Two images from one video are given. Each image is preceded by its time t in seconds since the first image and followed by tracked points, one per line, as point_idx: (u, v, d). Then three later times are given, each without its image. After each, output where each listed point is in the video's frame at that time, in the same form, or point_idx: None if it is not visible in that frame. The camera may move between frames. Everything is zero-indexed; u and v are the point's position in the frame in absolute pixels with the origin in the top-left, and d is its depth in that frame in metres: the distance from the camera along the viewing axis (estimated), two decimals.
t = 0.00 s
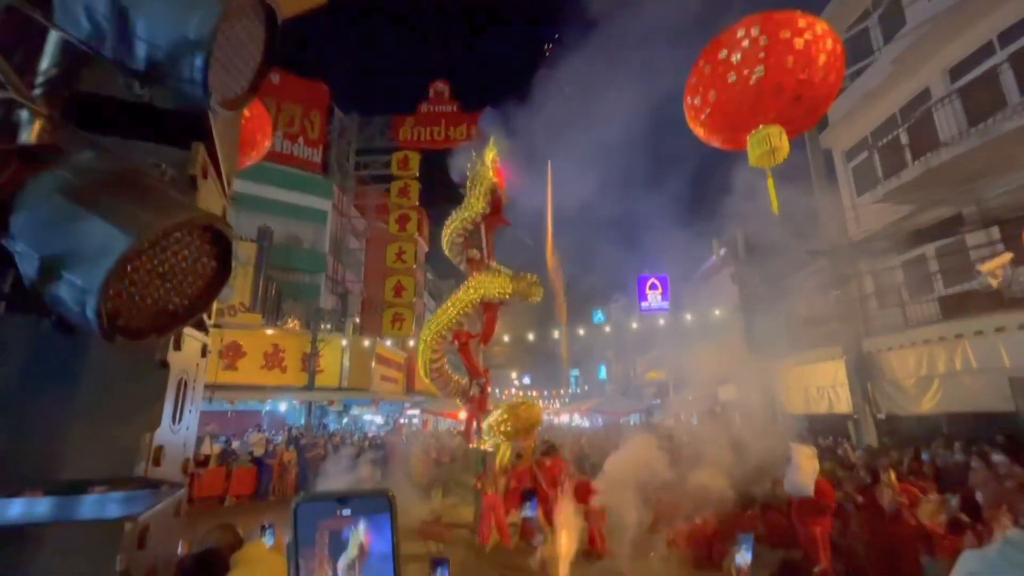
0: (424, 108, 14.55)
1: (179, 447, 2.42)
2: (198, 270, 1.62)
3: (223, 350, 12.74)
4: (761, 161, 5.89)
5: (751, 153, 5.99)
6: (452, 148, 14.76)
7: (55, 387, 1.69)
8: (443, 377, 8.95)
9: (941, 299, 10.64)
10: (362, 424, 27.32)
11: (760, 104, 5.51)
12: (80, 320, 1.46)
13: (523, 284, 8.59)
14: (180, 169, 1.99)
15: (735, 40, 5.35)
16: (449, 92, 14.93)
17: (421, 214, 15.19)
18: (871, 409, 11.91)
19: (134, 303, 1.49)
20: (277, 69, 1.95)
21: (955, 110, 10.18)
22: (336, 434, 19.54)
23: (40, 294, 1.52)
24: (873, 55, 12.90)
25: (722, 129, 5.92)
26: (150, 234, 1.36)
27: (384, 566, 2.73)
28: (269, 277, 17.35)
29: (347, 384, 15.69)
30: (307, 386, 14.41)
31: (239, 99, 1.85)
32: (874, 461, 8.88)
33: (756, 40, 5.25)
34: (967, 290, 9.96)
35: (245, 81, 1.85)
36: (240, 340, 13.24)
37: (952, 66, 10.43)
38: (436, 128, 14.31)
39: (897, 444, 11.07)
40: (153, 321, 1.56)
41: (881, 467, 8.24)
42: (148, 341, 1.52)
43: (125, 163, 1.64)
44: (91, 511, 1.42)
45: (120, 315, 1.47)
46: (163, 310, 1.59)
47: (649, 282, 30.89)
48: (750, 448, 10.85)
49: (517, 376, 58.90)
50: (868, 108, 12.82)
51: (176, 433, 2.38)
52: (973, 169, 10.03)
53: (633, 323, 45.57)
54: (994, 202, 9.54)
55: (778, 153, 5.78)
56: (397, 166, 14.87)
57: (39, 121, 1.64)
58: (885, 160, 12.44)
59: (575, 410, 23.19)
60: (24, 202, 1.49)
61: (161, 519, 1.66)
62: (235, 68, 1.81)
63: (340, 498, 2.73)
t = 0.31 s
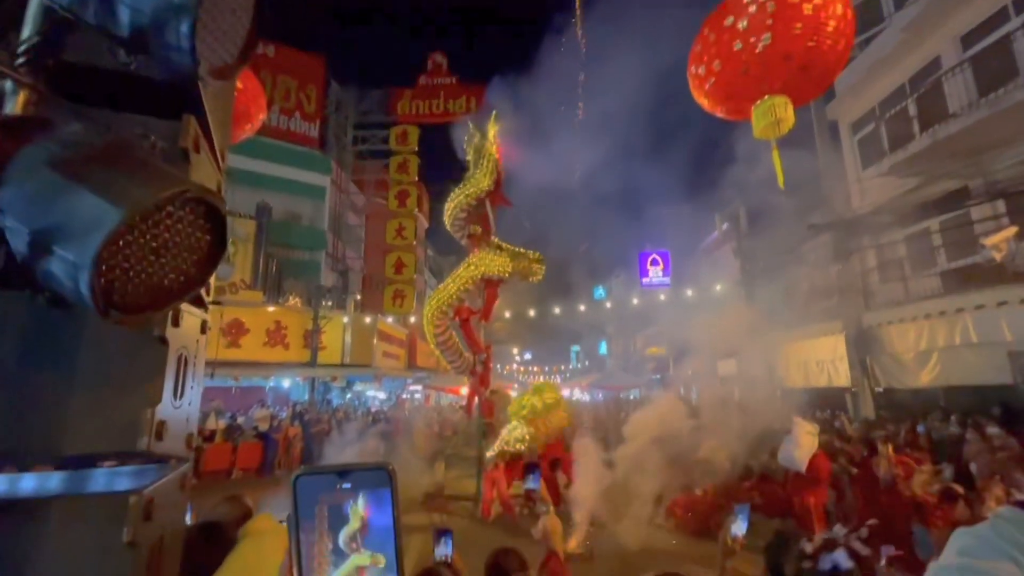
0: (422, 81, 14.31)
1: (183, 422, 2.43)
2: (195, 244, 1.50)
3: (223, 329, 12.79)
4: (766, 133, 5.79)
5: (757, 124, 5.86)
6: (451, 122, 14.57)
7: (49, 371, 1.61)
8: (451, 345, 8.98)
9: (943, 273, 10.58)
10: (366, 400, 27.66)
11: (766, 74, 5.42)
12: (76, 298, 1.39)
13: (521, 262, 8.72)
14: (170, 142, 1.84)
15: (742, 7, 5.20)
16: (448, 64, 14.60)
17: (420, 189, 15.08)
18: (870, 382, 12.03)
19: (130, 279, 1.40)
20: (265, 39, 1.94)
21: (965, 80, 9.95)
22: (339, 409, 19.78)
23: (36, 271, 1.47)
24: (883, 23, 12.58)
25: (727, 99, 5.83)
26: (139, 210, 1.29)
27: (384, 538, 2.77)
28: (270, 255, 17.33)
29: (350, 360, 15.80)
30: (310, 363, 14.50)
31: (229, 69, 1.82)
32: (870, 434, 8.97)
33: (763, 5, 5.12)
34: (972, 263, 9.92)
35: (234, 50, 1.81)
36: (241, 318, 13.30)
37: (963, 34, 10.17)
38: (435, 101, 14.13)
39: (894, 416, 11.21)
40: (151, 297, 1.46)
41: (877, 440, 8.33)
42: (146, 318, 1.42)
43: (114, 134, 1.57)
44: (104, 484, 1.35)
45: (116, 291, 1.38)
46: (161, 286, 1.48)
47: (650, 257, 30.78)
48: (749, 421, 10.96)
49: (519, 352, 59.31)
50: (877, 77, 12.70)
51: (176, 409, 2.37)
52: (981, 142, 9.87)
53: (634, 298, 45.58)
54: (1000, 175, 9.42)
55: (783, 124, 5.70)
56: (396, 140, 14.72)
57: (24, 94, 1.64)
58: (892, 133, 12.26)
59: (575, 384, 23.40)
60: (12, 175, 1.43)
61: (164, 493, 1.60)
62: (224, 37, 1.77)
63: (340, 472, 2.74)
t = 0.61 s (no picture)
0: (422, 60, 14.13)
1: (185, 404, 2.43)
2: (192, 224, 1.48)
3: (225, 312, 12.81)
4: (772, 113, 5.72)
5: (762, 104, 5.80)
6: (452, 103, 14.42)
7: (53, 351, 1.61)
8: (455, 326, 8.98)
9: (947, 257, 10.53)
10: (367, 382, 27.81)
11: (772, 53, 5.34)
12: (74, 279, 1.36)
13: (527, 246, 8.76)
14: (166, 123, 1.74)
15: None
16: (448, 43, 14.40)
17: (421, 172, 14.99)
18: (870, 365, 12.05)
19: (129, 260, 1.38)
20: (259, 16, 1.95)
21: (976, 60, 9.77)
22: (342, 391, 19.93)
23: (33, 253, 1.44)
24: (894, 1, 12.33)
25: (732, 78, 5.76)
26: (137, 188, 1.27)
27: (380, 523, 2.71)
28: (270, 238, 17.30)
29: (352, 342, 15.85)
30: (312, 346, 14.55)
31: (224, 47, 1.83)
32: (869, 417, 9.02)
33: None
34: (976, 247, 9.87)
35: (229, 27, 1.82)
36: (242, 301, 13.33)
37: (976, 13, 9.97)
38: (435, 81, 13.99)
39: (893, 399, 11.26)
40: (150, 278, 1.43)
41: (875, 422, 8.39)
42: (146, 301, 1.40)
43: (109, 113, 1.55)
44: (111, 465, 1.36)
45: (115, 273, 1.36)
46: (159, 268, 1.45)
47: (652, 241, 30.65)
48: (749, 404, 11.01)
49: (520, 335, 59.44)
50: (886, 57, 12.45)
51: (177, 391, 2.36)
52: (990, 123, 9.74)
53: (636, 281, 45.53)
54: (1008, 157, 9.32)
55: (790, 104, 5.61)
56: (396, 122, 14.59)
57: (15, 73, 1.62)
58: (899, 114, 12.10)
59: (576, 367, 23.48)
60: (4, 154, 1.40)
61: (174, 475, 1.53)
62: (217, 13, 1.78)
63: (344, 457, 2.76)
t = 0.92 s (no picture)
0: (422, 52, 14.06)
1: (185, 397, 2.43)
2: (190, 218, 1.47)
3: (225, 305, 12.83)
4: (775, 106, 5.68)
5: (765, 97, 5.76)
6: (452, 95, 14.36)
7: (53, 343, 1.61)
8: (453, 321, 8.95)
9: (948, 252, 10.53)
10: (368, 375, 27.84)
11: (775, 45, 5.30)
12: (73, 272, 1.35)
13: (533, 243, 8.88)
14: (165, 113, 1.73)
15: None
16: (449, 35, 14.34)
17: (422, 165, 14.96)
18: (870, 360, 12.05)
19: (128, 254, 1.37)
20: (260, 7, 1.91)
21: (980, 53, 9.71)
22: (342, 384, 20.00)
23: (31, 246, 1.43)
24: None
25: (734, 70, 5.72)
26: (136, 180, 1.26)
27: (378, 519, 2.70)
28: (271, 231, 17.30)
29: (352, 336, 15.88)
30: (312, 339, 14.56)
31: (222, 39, 1.82)
32: (868, 411, 9.06)
33: None
34: (978, 242, 9.85)
35: (227, 19, 1.81)
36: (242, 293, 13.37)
37: (980, 6, 9.91)
38: (436, 74, 13.93)
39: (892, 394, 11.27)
40: (148, 274, 1.42)
41: (873, 417, 8.41)
42: (145, 295, 1.39)
43: (107, 106, 1.54)
44: (113, 457, 1.39)
45: (113, 267, 1.35)
46: (157, 263, 1.44)
47: (653, 235, 30.57)
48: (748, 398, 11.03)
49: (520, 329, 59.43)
50: (888, 51, 12.39)
51: (177, 384, 2.36)
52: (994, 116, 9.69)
53: (636, 276, 45.47)
54: (1010, 152, 9.29)
55: (793, 97, 5.56)
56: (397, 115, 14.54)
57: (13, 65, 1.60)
58: (903, 108, 12.06)
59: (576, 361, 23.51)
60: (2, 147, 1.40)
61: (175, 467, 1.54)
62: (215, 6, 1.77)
63: (345, 451, 2.77)
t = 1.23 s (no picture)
0: (422, 54, 14.05)
1: (185, 398, 2.44)
2: (191, 220, 1.47)
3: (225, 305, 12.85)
4: (775, 110, 5.67)
5: (766, 101, 5.74)
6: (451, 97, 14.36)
7: (54, 342, 1.62)
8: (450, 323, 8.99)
9: (947, 256, 10.55)
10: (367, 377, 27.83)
11: (775, 50, 5.32)
12: (75, 273, 1.36)
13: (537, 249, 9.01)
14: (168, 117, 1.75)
15: None
16: (449, 37, 14.35)
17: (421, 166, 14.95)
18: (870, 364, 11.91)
19: (130, 256, 1.38)
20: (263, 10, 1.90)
21: (979, 58, 9.73)
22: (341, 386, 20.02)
23: (34, 247, 1.44)
24: None
25: (734, 75, 5.73)
26: (137, 183, 1.26)
27: (384, 530, 2.72)
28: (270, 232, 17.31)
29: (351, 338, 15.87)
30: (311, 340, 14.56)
31: (224, 43, 1.83)
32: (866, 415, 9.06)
33: None
34: (977, 245, 9.86)
35: (229, 22, 1.81)
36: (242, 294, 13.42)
37: (978, 10, 9.94)
38: (437, 75, 13.91)
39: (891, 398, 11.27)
40: (150, 275, 1.43)
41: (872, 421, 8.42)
42: (147, 297, 1.40)
43: (110, 108, 1.54)
44: (112, 457, 1.38)
45: (114, 268, 1.36)
46: (159, 264, 1.45)
47: (652, 237, 30.52)
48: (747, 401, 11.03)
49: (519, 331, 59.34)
50: (888, 55, 12.40)
51: (178, 386, 2.37)
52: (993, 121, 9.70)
53: (636, 278, 45.39)
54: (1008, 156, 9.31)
55: (792, 101, 5.55)
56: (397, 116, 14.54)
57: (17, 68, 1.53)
58: (902, 112, 12.08)
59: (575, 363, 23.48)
60: (5, 150, 1.40)
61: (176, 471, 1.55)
62: (217, 10, 1.78)
63: (351, 460, 2.75)
